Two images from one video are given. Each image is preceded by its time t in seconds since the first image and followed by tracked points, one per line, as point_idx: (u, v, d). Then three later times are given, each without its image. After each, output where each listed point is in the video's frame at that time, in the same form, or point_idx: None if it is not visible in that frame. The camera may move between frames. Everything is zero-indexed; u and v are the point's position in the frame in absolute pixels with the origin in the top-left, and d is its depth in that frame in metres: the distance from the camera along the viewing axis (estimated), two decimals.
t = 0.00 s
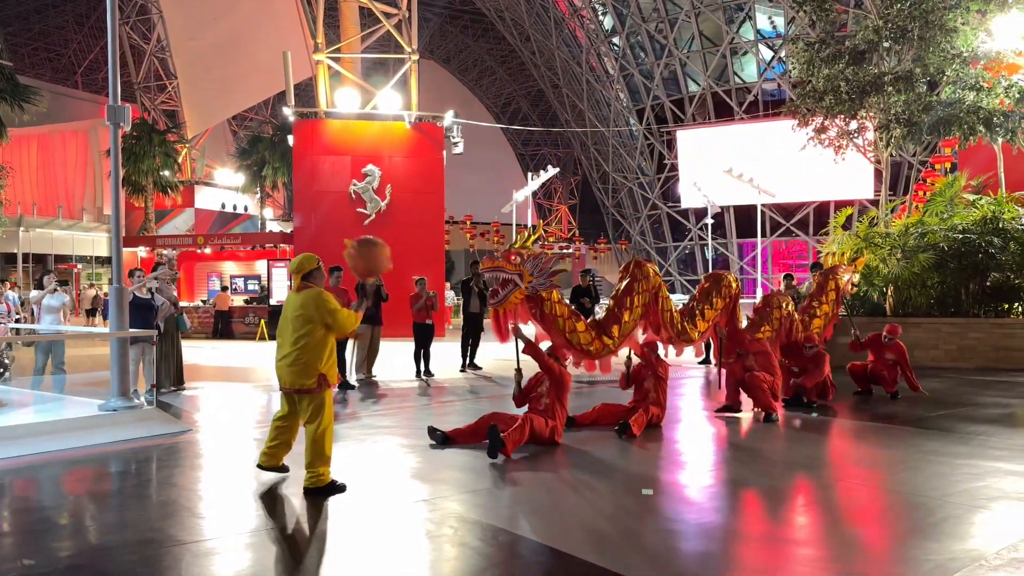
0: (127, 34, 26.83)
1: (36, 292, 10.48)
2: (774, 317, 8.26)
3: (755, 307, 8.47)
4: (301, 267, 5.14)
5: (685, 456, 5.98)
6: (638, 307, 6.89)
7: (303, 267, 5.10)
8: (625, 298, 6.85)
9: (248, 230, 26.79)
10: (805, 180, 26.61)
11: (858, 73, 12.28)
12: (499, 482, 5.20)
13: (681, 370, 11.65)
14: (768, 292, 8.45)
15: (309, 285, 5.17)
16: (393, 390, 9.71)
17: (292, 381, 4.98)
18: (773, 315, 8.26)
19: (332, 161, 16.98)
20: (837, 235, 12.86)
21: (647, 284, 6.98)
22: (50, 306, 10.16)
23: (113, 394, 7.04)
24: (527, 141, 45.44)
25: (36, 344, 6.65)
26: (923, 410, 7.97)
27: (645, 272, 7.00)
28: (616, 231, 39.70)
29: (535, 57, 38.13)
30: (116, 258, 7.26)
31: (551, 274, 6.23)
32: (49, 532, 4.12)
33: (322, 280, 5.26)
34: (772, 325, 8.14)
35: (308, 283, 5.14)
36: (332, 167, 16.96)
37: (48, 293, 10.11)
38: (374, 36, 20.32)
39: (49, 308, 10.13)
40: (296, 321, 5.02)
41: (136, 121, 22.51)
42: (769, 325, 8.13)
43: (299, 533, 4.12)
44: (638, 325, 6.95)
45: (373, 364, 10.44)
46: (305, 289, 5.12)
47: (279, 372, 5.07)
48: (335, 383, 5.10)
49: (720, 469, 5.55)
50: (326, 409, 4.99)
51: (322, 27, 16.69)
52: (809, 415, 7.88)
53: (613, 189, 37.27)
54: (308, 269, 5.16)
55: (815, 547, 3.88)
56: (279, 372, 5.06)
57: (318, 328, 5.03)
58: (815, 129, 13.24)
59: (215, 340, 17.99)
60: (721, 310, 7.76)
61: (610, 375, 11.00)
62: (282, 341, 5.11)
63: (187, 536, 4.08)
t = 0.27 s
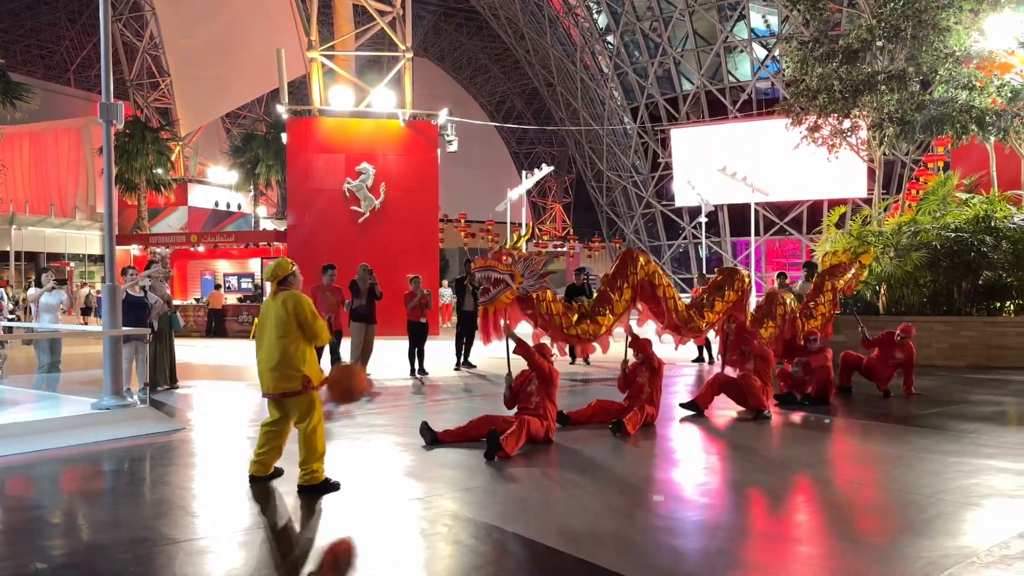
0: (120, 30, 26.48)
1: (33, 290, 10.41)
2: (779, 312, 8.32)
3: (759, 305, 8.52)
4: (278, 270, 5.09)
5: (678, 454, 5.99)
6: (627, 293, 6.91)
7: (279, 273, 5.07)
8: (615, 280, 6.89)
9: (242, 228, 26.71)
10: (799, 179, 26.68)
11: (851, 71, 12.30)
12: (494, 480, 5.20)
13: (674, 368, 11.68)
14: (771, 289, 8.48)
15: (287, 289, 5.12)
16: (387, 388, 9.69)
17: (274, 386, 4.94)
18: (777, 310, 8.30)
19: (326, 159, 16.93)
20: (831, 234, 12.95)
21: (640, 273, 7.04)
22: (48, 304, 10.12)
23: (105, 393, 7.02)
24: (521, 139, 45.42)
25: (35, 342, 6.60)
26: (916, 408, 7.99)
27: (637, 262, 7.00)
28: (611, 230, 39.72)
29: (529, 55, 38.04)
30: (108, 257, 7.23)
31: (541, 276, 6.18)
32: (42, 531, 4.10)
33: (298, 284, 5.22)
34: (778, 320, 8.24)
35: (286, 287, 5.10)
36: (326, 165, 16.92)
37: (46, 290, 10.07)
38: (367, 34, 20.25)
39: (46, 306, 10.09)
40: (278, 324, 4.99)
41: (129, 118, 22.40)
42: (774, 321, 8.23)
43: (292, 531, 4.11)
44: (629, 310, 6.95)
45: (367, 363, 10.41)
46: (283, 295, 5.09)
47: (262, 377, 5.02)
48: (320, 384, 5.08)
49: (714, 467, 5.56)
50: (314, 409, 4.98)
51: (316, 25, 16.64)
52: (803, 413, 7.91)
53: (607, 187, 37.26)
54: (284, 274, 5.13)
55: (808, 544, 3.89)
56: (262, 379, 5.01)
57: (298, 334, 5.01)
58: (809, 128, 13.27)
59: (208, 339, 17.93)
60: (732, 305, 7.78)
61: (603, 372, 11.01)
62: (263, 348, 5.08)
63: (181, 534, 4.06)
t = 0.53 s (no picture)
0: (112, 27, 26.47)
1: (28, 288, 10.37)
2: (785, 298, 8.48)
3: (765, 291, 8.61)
4: (268, 264, 5.13)
5: (674, 451, 6.00)
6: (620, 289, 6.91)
7: (269, 266, 5.09)
8: (608, 277, 6.90)
9: (237, 226, 26.64)
10: (794, 177, 26.74)
11: (846, 70, 12.34)
12: (491, 478, 5.20)
13: (669, 366, 11.70)
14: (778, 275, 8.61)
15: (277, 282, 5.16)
16: (383, 386, 9.68)
17: (265, 377, 4.94)
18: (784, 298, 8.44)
19: (321, 157, 16.91)
20: (825, 232, 12.95)
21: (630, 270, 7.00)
22: (43, 302, 10.07)
23: (100, 391, 7.03)
24: (517, 137, 45.41)
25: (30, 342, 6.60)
26: (910, 406, 8.03)
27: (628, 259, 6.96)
28: (606, 228, 39.74)
29: (525, 53, 37.99)
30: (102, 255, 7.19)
31: (534, 273, 6.13)
32: (37, 529, 4.09)
33: (290, 277, 5.25)
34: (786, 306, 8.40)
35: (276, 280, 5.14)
36: (321, 163, 16.89)
37: (42, 288, 10.01)
38: (362, 31, 20.20)
39: (42, 304, 10.04)
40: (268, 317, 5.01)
41: (123, 116, 22.31)
42: (781, 305, 8.38)
43: (288, 529, 4.10)
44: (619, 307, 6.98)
45: (362, 361, 10.40)
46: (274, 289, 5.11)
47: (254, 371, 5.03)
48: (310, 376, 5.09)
49: (710, 464, 5.57)
50: (300, 403, 4.95)
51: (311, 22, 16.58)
52: (798, 410, 7.93)
53: (603, 185, 37.27)
54: (275, 268, 5.15)
55: (804, 542, 3.90)
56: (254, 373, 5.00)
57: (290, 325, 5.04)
58: (804, 126, 13.29)
59: (203, 337, 17.89)
60: (745, 304, 7.88)
61: (598, 371, 11.02)
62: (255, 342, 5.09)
63: (175, 533, 4.05)
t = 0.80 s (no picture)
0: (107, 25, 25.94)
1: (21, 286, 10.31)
2: (795, 291, 8.61)
3: (773, 283, 8.76)
4: (273, 265, 5.08)
5: (669, 449, 6.01)
6: (614, 282, 6.89)
7: (276, 267, 5.04)
8: (600, 273, 6.87)
9: (231, 224, 26.56)
10: (788, 175, 26.80)
11: (840, 68, 12.30)
12: (487, 476, 5.20)
13: (664, 364, 11.72)
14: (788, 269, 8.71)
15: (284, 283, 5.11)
16: (377, 384, 9.67)
17: (268, 374, 4.91)
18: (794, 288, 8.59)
19: (315, 155, 16.87)
20: (820, 230, 12.92)
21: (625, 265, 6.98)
22: (37, 300, 10.02)
23: (94, 389, 7.00)
24: (512, 135, 45.36)
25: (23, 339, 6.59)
26: (904, 403, 8.06)
27: (622, 254, 6.95)
28: (601, 226, 39.74)
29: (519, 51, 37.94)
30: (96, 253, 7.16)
31: (523, 269, 6.15)
32: (31, 528, 4.08)
33: (295, 278, 5.19)
34: (796, 299, 8.53)
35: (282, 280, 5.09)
36: (315, 161, 16.86)
37: (36, 286, 9.97)
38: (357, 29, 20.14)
39: (36, 302, 10.00)
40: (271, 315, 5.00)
41: (116, 113, 22.22)
42: (791, 298, 8.53)
43: (283, 528, 4.09)
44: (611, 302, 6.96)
45: (357, 359, 10.38)
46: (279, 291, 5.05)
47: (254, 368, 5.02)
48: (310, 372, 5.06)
49: (704, 462, 5.58)
50: (306, 400, 4.91)
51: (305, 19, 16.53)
52: (792, 408, 7.96)
53: (598, 183, 37.26)
54: (281, 269, 5.10)
55: (798, 539, 3.91)
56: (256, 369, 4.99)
57: (293, 324, 5.02)
58: (798, 124, 13.32)
59: (197, 335, 17.83)
60: (742, 298, 7.82)
61: (593, 368, 11.02)
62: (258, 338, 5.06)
63: (170, 531, 4.04)
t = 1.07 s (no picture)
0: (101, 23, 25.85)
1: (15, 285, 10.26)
2: (801, 290, 8.58)
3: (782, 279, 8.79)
4: (276, 266, 5.04)
5: (664, 446, 6.02)
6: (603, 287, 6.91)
7: (276, 270, 5.00)
8: (591, 275, 6.90)
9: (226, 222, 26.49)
10: (783, 172, 26.88)
11: (834, 66, 12.37)
12: (482, 474, 5.20)
13: (660, 361, 11.73)
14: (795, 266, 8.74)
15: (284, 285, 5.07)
16: (373, 382, 9.67)
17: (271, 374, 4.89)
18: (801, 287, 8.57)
19: (310, 153, 16.83)
20: (814, 227, 12.99)
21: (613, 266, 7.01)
22: (31, 298, 9.98)
23: (89, 389, 6.91)
24: (507, 133, 45.36)
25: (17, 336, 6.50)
26: (898, 400, 8.08)
27: (610, 257, 6.96)
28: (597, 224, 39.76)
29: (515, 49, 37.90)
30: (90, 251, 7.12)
31: (512, 272, 6.17)
32: (26, 527, 4.07)
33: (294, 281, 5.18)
34: (803, 300, 8.51)
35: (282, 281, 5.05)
36: (310, 159, 16.82)
37: (30, 284, 9.92)
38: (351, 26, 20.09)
39: (30, 300, 9.96)
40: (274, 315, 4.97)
41: (110, 111, 22.14)
42: (801, 298, 8.53)
43: (279, 526, 4.08)
44: (602, 306, 6.98)
45: (352, 357, 10.38)
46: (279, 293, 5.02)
47: (254, 368, 4.98)
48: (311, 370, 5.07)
49: (699, 459, 5.60)
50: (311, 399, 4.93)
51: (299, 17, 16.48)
52: (786, 405, 7.98)
53: (593, 181, 37.29)
54: (281, 271, 5.07)
55: (792, 535, 3.92)
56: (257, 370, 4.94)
57: (294, 324, 5.00)
58: (793, 122, 13.34)
59: (192, 333, 17.79)
60: (731, 290, 7.80)
61: (589, 366, 11.03)
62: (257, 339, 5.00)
63: (166, 530, 4.03)
